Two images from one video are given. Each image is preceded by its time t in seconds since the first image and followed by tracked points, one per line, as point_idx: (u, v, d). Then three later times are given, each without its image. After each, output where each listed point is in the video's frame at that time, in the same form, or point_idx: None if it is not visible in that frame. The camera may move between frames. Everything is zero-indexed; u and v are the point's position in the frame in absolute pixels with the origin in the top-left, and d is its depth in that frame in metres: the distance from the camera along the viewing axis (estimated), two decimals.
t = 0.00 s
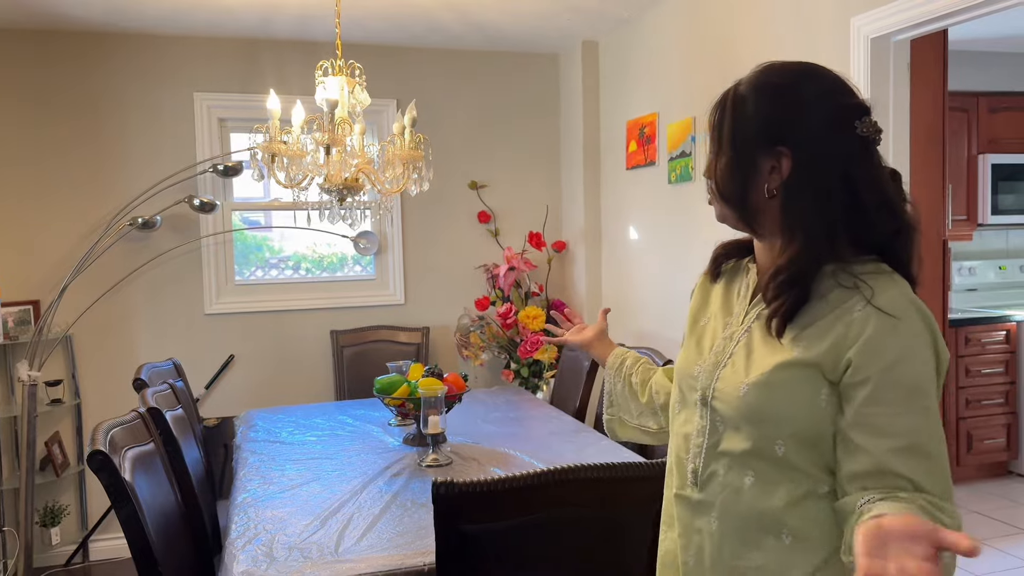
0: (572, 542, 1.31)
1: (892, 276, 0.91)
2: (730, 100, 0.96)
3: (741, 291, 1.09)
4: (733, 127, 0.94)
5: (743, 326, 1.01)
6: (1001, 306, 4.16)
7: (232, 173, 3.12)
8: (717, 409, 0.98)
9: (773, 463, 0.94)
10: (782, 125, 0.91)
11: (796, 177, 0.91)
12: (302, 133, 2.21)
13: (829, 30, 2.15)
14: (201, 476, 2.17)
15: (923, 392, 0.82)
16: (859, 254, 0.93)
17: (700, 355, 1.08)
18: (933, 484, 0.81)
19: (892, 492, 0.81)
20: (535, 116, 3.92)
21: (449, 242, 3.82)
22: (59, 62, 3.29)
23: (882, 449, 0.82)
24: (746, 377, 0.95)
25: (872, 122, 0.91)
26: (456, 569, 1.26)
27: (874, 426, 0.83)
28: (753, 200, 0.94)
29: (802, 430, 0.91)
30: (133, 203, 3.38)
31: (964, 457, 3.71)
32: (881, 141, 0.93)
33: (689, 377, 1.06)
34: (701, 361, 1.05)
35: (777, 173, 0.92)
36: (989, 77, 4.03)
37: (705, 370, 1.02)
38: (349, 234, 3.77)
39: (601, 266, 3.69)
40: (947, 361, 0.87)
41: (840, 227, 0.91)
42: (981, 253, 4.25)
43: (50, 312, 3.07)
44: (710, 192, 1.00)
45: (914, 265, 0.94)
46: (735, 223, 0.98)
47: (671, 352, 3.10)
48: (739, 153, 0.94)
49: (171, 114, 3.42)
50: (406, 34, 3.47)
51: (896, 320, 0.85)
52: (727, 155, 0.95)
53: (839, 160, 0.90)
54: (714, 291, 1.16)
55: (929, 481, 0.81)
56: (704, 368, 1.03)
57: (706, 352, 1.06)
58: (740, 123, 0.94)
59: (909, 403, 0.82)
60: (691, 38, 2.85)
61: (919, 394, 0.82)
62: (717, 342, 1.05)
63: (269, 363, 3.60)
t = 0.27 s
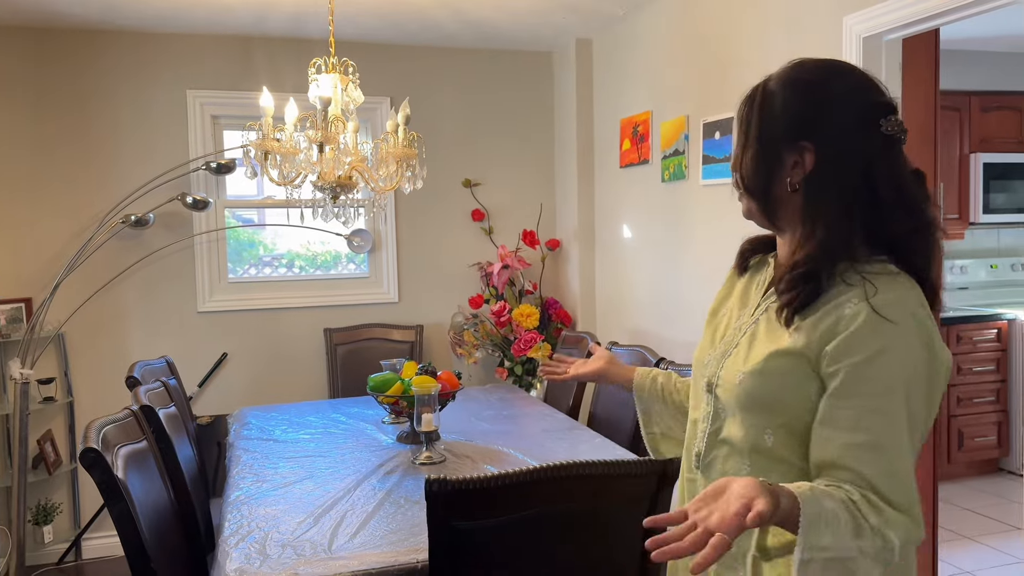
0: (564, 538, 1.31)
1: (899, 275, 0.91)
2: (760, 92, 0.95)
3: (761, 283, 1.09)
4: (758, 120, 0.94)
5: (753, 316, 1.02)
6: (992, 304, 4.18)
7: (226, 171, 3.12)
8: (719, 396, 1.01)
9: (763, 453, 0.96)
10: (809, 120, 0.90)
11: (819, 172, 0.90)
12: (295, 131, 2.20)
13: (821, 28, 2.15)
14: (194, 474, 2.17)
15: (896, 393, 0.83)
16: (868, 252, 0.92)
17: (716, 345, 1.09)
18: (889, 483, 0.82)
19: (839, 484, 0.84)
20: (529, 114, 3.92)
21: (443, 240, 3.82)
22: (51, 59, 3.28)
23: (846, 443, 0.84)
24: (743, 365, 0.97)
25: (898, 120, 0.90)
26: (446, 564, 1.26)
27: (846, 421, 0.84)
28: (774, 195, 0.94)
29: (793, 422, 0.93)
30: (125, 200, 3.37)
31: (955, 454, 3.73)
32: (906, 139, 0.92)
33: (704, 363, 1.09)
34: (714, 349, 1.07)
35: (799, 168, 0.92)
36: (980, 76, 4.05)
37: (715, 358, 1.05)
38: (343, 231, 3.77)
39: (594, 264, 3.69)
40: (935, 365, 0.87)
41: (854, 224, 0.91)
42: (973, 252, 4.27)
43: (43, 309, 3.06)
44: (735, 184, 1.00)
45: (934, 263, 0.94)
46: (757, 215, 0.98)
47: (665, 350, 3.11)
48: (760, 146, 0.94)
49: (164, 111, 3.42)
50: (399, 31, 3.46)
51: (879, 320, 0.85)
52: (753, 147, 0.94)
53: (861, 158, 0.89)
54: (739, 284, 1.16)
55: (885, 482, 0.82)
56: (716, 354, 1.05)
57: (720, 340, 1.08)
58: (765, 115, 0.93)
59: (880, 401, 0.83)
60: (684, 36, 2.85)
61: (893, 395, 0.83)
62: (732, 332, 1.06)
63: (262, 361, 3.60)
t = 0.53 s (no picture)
0: (553, 535, 1.31)
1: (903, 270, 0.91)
2: (789, 91, 0.97)
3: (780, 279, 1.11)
4: (780, 120, 0.96)
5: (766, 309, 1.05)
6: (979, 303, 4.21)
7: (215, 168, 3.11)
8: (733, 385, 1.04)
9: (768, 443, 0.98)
10: (829, 120, 0.91)
11: (832, 171, 0.91)
12: (285, 127, 2.20)
13: (811, 28, 2.16)
14: (183, 471, 2.17)
15: (886, 378, 0.84)
16: (871, 248, 0.93)
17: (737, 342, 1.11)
18: (886, 466, 0.83)
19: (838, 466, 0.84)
20: (520, 111, 3.92)
21: (433, 237, 3.82)
22: (39, 54, 3.26)
23: (842, 427, 0.84)
24: (749, 354, 1.00)
25: (915, 128, 0.91)
26: (435, 561, 1.27)
27: (841, 408, 0.85)
28: (789, 189, 0.96)
29: (794, 411, 0.96)
30: (114, 197, 3.36)
31: (943, 451, 3.76)
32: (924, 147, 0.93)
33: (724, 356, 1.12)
34: (735, 342, 1.10)
35: (815, 166, 0.93)
36: (968, 77, 4.08)
37: (734, 349, 1.08)
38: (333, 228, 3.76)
39: (585, 262, 3.70)
40: (931, 350, 0.87)
41: (862, 223, 0.92)
42: (960, 250, 4.30)
43: (31, 307, 3.05)
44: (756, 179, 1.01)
45: (943, 271, 0.95)
46: (776, 210, 1.01)
47: (655, 348, 3.12)
48: (778, 143, 0.96)
49: (153, 108, 3.40)
50: (390, 28, 3.46)
51: (870, 308, 0.87)
52: (776, 143, 0.96)
53: (875, 161, 0.90)
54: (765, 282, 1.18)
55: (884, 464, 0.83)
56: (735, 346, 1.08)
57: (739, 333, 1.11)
58: (787, 116, 0.95)
59: (873, 386, 0.84)
60: (674, 35, 2.86)
61: (884, 380, 0.84)
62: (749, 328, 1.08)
63: (253, 358, 3.59)
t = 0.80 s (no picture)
0: (540, 534, 1.32)
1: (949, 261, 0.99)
2: (818, 102, 1.05)
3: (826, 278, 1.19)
4: (815, 129, 1.04)
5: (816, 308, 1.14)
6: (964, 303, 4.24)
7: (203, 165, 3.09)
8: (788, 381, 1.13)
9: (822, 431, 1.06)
10: (860, 127, 1.00)
11: (869, 173, 1.00)
12: (273, 125, 2.20)
13: (800, 29, 2.17)
14: (169, 470, 2.16)
15: (927, 358, 0.93)
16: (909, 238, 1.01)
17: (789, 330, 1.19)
18: (927, 436, 0.92)
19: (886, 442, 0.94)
20: (509, 110, 3.92)
21: (422, 235, 3.82)
22: (24, 49, 3.23)
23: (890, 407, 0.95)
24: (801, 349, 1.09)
25: (945, 129, 1.00)
26: (423, 560, 1.27)
27: (886, 393, 0.96)
28: (828, 193, 1.04)
29: (844, 400, 1.04)
30: (101, 194, 3.33)
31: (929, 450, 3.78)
32: (954, 148, 1.02)
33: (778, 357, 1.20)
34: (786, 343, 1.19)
35: (850, 169, 1.01)
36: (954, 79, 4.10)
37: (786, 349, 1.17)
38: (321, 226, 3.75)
39: (574, 261, 3.70)
40: (976, 329, 0.95)
41: (902, 220, 1.00)
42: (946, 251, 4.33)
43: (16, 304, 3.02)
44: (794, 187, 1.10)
45: (987, 260, 1.03)
46: (814, 212, 1.08)
47: (643, 347, 3.12)
48: (813, 153, 1.04)
49: (141, 104, 3.38)
50: (379, 26, 3.45)
51: (902, 296, 0.96)
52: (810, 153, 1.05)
53: (910, 163, 0.99)
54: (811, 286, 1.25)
55: (914, 437, 0.92)
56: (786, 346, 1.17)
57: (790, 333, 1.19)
58: (820, 125, 1.03)
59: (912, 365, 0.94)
60: (663, 35, 2.86)
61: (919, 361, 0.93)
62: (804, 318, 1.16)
63: (240, 357, 3.57)
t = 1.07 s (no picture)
0: (523, 539, 1.30)
1: (964, 257, 1.01)
2: (840, 107, 1.06)
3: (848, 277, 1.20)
4: (837, 131, 1.05)
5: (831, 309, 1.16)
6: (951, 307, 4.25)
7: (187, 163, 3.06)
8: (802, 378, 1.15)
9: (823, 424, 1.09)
10: (886, 131, 1.01)
11: (898, 177, 1.01)
12: (257, 123, 2.18)
13: (787, 30, 2.17)
14: (150, 471, 2.13)
15: (924, 363, 0.94)
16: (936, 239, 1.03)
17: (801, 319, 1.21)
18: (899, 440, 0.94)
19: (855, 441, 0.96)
20: (497, 110, 3.91)
21: (409, 235, 3.80)
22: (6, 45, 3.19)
23: (867, 405, 0.96)
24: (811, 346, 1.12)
25: (971, 125, 1.00)
26: (404, 565, 1.25)
27: (870, 387, 0.97)
28: (856, 198, 1.05)
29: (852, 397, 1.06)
30: (84, 191, 3.30)
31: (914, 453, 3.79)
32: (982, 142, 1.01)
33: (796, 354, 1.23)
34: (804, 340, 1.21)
35: (878, 173, 1.02)
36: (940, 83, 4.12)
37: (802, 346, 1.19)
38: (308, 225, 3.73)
39: (562, 262, 3.69)
40: (969, 335, 0.96)
41: (930, 220, 1.02)
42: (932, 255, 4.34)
43: None
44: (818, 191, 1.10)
45: (1011, 257, 1.05)
46: (841, 216, 1.09)
47: (630, 348, 3.12)
48: (837, 157, 1.05)
49: (125, 101, 3.35)
50: (366, 24, 3.43)
51: (899, 297, 0.98)
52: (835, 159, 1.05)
53: (936, 163, 1.00)
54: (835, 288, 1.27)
55: (899, 448, 0.94)
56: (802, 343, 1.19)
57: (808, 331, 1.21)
58: (844, 128, 1.04)
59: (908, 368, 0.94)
60: (651, 36, 2.86)
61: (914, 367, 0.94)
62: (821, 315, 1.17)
63: (224, 357, 3.54)
